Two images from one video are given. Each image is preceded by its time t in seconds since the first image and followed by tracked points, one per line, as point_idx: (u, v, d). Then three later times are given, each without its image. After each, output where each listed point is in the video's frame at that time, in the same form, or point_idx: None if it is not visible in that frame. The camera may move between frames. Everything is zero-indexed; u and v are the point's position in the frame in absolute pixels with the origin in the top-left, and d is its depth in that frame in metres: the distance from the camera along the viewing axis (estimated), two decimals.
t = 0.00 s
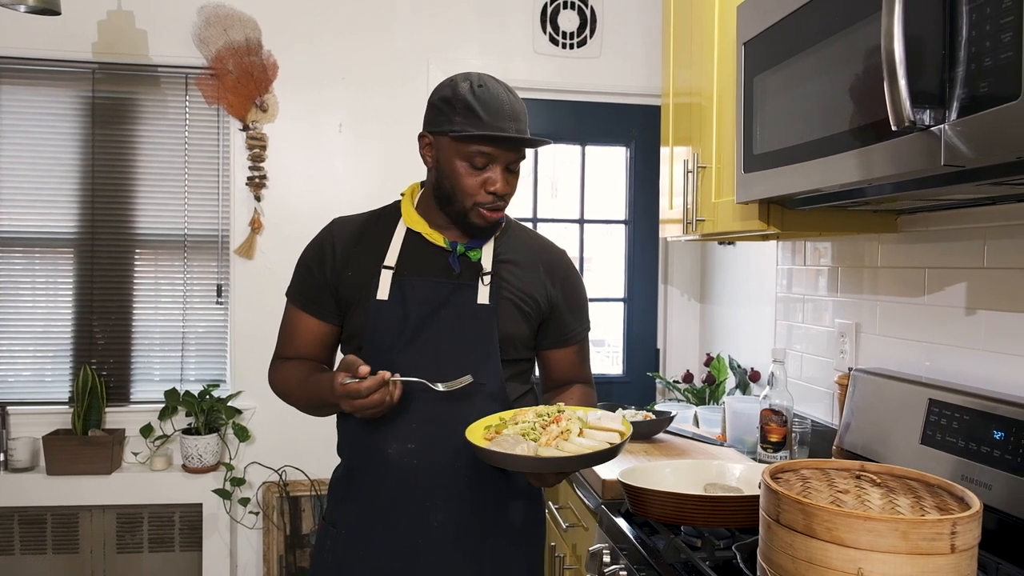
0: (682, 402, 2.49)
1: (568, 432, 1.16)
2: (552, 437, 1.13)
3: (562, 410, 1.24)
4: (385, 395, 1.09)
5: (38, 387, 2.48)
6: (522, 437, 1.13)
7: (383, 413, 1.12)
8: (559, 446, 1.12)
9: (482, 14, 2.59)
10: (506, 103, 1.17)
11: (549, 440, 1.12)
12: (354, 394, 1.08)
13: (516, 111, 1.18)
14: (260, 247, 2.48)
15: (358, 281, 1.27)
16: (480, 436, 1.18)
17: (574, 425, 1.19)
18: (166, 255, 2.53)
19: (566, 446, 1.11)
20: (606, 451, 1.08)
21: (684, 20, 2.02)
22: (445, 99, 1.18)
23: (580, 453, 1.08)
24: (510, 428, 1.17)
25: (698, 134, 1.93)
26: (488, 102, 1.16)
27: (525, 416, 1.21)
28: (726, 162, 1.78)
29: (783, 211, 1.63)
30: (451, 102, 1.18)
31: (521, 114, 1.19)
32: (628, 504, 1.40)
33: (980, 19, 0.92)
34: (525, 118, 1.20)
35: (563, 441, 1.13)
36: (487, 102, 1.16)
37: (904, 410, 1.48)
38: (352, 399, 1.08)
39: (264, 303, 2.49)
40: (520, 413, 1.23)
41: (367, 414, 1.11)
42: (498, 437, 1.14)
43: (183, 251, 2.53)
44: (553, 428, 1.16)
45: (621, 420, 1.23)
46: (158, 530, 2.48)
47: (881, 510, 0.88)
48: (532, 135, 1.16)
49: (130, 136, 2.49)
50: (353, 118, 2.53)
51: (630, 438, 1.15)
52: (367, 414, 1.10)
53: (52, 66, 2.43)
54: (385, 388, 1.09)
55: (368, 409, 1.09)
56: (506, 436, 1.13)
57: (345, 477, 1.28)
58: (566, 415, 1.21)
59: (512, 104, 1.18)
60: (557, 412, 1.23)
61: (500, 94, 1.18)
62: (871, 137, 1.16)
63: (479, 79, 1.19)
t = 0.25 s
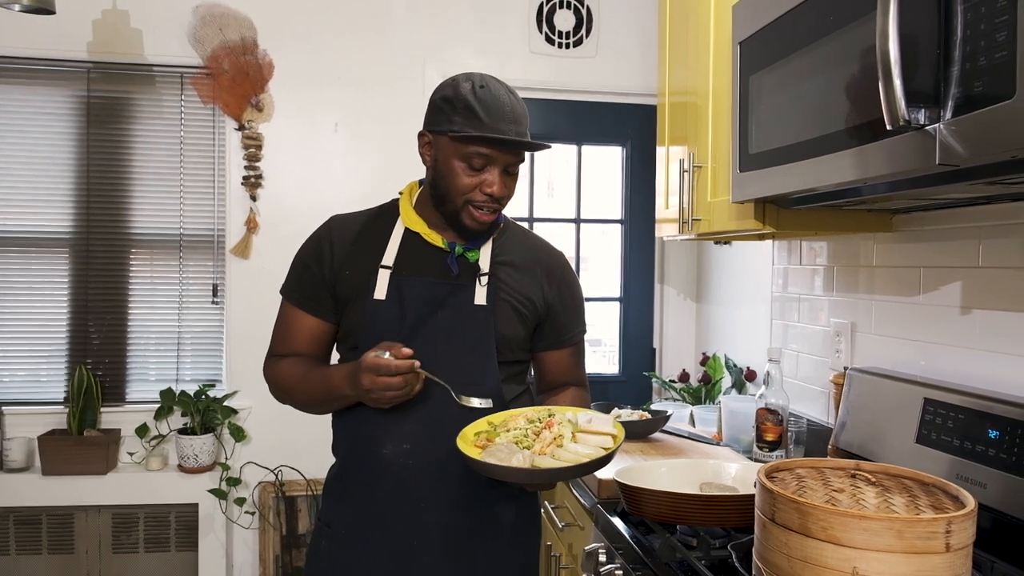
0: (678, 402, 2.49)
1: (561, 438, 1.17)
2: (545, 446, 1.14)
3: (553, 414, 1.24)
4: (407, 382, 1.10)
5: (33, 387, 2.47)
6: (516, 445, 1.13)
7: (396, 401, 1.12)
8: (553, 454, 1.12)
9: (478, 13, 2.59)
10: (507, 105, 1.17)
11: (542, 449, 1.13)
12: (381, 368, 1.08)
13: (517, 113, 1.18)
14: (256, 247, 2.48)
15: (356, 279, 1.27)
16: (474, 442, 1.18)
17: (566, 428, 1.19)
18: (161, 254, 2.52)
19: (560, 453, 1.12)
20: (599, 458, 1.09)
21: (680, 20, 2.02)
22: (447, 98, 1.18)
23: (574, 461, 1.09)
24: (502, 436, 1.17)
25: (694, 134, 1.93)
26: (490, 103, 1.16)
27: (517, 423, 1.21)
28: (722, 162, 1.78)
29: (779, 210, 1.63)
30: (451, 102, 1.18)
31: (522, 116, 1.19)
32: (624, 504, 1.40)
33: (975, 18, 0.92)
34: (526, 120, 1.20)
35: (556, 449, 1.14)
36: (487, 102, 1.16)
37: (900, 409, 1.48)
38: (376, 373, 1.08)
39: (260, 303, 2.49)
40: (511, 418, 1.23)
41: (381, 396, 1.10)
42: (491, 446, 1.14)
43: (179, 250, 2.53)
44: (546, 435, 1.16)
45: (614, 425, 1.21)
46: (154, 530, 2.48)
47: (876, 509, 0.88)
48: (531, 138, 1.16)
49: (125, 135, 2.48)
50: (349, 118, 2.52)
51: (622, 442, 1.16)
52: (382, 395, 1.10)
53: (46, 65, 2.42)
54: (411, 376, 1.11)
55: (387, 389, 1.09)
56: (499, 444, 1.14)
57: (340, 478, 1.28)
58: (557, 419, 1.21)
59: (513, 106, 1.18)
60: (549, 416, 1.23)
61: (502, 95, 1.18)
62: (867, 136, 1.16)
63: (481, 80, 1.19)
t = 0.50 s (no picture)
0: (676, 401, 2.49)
1: (553, 431, 1.17)
2: (535, 435, 1.14)
3: (548, 410, 1.24)
4: (420, 377, 1.10)
5: (29, 388, 2.46)
6: (506, 436, 1.13)
7: (407, 396, 1.11)
8: (542, 444, 1.13)
9: (475, 12, 2.58)
10: (507, 104, 1.17)
11: (532, 438, 1.13)
12: (395, 362, 1.08)
13: (517, 112, 1.18)
14: (253, 247, 2.48)
15: (354, 279, 1.26)
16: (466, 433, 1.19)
17: (559, 424, 1.19)
18: (158, 254, 2.52)
19: (550, 445, 1.12)
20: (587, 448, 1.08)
21: (676, 19, 2.02)
22: (446, 96, 1.18)
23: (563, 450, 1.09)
24: (495, 426, 1.18)
25: (691, 133, 1.93)
26: (490, 103, 1.16)
27: (511, 415, 1.21)
28: (719, 161, 1.78)
29: (775, 209, 1.63)
30: (451, 101, 1.17)
31: (522, 115, 1.19)
32: (621, 503, 1.40)
33: (972, 16, 0.92)
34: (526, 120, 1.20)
35: (547, 440, 1.13)
36: (487, 102, 1.16)
37: (897, 408, 1.48)
38: (390, 366, 1.08)
39: (256, 303, 2.48)
40: (506, 412, 1.23)
41: (392, 391, 1.10)
42: (482, 434, 1.15)
43: (176, 250, 2.52)
44: (538, 427, 1.16)
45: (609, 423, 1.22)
46: (151, 531, 2.47)
47: (874, 508, 0.88)
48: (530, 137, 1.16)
49: (122, 135, 2.48)
50: (346, 117, 2.52)
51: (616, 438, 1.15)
52: (394, 389, 1.09)
53: (42, 65, 2.41)
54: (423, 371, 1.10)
55: (399, 383, 1.09)
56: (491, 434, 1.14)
57: (337, 478, 1.27)
58: (552, 415, 1.21)
59: (513, 105, 1.18)
60: (544, 412, 1.23)
61: (502, 94, 1.18)
62: (864, 135, 1.16)
63: (481, 79, 1.19)
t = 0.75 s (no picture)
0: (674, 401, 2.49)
1: (552, 427, 1.17)
2: (535, 429, 1.14)
3: (548, 407, 1.24)
4: (419, 384, 1.09)
5: (26, 389, 2.46)
6: (506, 430, 1.14)
7: (406, 402, 1.10)
8: (541, 437, 1.13)
9: (473, 13, 2.58)
10: (505, 105, 1.17)
11: (532, 432, 1.14)
12: (394, 369, 1.07)
13: (515, 113, 1.18)
14: (251, 247, 2.47)
15: (351, 280, 1.26)
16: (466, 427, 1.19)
17: (559, 421, 1.20)
18: (156, 255, 2.51)
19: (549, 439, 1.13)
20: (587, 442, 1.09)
21: (674, 19, 2.02)
22: (444, 98, 1.18)
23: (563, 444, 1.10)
24: (494, 422, 1.18)
25: (688, 133, 1.93)
26: (488, 103, 1.16)
27: (510, 411, 1.21)
28: (716, 161, 1.78)
29: (773, 209, 1.63)
30: (450, 102, 1.17)
31: (520, 115, 1.19)
32: (619, 503, 1.40)
33: (968, 17, 0.92)
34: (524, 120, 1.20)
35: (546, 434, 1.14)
36: (486, 102, 1.16)
37: (895, 408, 1.48)
38: (389, 373, 1.07)
39: (254, 304, 2.48)
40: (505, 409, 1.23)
41: (391, 398, 1.09)
42: (481, 429, 1.16)
43: (173, 251, 2.52)
44: (537, 422, 1.17)
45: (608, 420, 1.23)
46: (149, 532, 2.47)
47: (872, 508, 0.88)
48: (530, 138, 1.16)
49: (119, 136, 2.47)
50: (344, 118, 2.52)
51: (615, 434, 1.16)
52: (393, 396, 1.08)
53: (40, 66, 2.41)
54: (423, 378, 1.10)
55: (399, 390, 1.08)
56: (490, 428, 1.14)
57: (335, 480, 1.27)
58: (551, 412, 1.22)
59: (512, 105, 1.18)
60: (544, 409, 1.23)
61: (500, 94, 1.18)
62: (861, 135, 1.15)
63: (478, 80, 1.19)
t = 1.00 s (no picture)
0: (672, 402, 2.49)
1: (548, 430, 1.16)
2: (530, 434, 1.13)
3: (545, 410, 1.23)
4: (417, 383, 1.09)
5: (24, 391, 2.46)
6: (502, 435, 1.13)
7: (404, 402, 1.11)
8: (537, 443, 1.12)
9: (470, 14, 2.59)
10: (502, 105, 1.17)
11: (527, 437, 1.12)
12: (391, 369, 1.07)
13: (511, 113, 1.18)
14: (249, 248, 2.47)
15: (349, 281, 1.26)
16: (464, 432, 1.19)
17: (556, 424, 1.18)
18: (154, 256, 2.51)
19: (545, 444, 1.12)
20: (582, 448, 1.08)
21: (671, 20, 2.03)
22: (441, 98, 1.18)
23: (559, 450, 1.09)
24: (490, 425, 1.17)
25: (686, 134, 1.93)
26: (484, 103, 1.16)
27: (507, 414, 1.21)
28: (714, 162, 1.78)
29: (770, 209, 1.63)
30: (446, 102, 1.17)
31: (516, 115, 1.19)
32: (618, 504, 1.40)
33: (964, 17, 0.92)
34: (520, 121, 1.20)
35: (542, 438, 1.13)
36: (482, 102, 1.16)
37: (893, 408, 1.49)
38: (386, 373, 1.07)
39: (252, 305, 2.48)
40: (502, 411, 1.23)
41: (390, 397, 1.09)
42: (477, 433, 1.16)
43: (171, 253, 2.52)
44: (534, 426, 1.16)
45: (604, 424, 1.22)
46: (147, 533, 2.47)
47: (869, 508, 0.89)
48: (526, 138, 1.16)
49: (117, 137, 2.47)
50: (342, 119, 2.52)
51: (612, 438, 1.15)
52: (392, 396, 1.09)
53: (37, 67, 2.41)
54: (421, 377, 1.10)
55: (396, 389, 1.08)
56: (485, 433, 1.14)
57: (333, 481, 1.27)
58: (549, 414, 1.21)
59: (508, 106, 1.18)
60: (541, 411, 1.22)
61: (496, 95, 1.18)
62: (858, 136, 1.16)
63: (474, 80, 1.20)
